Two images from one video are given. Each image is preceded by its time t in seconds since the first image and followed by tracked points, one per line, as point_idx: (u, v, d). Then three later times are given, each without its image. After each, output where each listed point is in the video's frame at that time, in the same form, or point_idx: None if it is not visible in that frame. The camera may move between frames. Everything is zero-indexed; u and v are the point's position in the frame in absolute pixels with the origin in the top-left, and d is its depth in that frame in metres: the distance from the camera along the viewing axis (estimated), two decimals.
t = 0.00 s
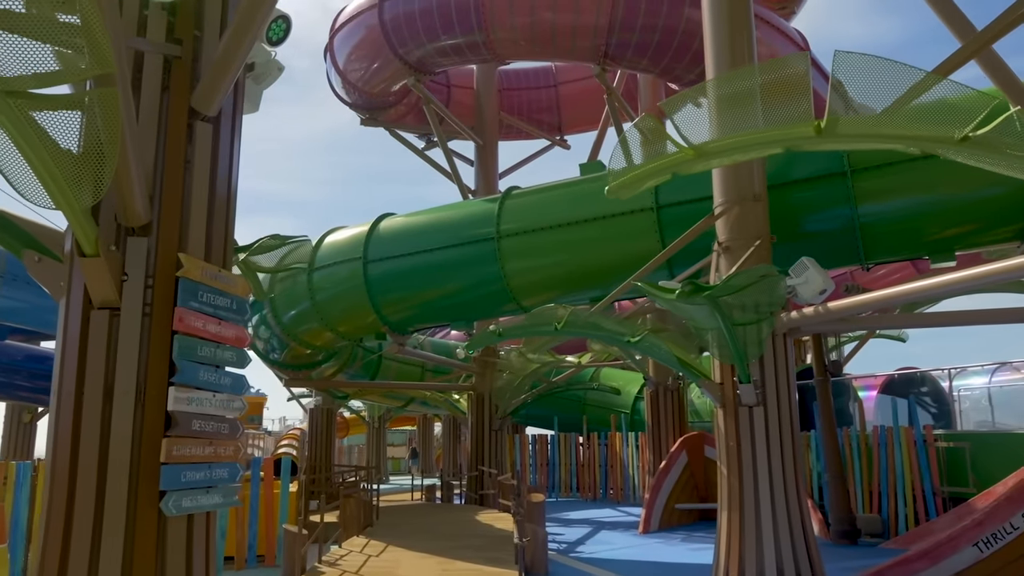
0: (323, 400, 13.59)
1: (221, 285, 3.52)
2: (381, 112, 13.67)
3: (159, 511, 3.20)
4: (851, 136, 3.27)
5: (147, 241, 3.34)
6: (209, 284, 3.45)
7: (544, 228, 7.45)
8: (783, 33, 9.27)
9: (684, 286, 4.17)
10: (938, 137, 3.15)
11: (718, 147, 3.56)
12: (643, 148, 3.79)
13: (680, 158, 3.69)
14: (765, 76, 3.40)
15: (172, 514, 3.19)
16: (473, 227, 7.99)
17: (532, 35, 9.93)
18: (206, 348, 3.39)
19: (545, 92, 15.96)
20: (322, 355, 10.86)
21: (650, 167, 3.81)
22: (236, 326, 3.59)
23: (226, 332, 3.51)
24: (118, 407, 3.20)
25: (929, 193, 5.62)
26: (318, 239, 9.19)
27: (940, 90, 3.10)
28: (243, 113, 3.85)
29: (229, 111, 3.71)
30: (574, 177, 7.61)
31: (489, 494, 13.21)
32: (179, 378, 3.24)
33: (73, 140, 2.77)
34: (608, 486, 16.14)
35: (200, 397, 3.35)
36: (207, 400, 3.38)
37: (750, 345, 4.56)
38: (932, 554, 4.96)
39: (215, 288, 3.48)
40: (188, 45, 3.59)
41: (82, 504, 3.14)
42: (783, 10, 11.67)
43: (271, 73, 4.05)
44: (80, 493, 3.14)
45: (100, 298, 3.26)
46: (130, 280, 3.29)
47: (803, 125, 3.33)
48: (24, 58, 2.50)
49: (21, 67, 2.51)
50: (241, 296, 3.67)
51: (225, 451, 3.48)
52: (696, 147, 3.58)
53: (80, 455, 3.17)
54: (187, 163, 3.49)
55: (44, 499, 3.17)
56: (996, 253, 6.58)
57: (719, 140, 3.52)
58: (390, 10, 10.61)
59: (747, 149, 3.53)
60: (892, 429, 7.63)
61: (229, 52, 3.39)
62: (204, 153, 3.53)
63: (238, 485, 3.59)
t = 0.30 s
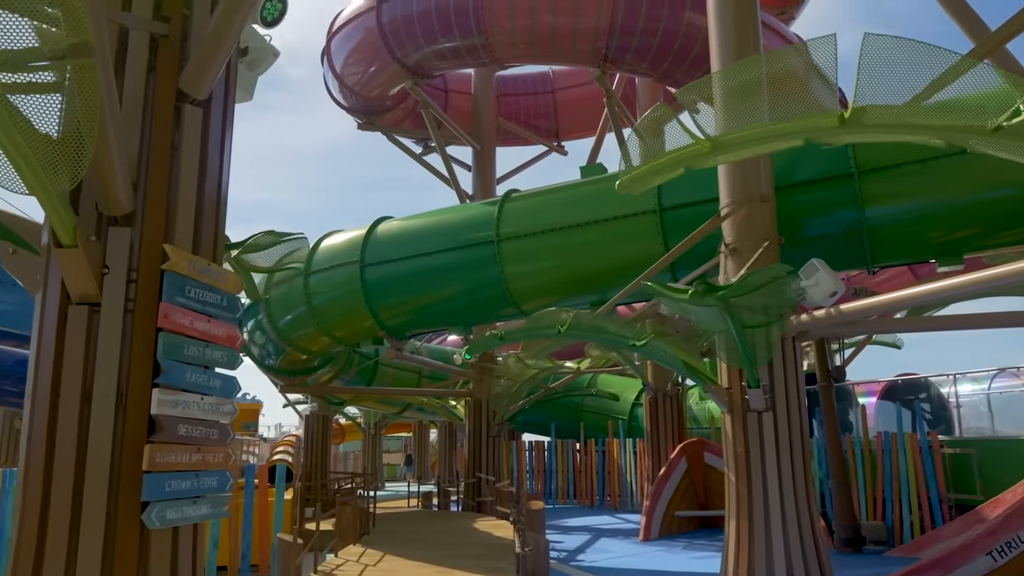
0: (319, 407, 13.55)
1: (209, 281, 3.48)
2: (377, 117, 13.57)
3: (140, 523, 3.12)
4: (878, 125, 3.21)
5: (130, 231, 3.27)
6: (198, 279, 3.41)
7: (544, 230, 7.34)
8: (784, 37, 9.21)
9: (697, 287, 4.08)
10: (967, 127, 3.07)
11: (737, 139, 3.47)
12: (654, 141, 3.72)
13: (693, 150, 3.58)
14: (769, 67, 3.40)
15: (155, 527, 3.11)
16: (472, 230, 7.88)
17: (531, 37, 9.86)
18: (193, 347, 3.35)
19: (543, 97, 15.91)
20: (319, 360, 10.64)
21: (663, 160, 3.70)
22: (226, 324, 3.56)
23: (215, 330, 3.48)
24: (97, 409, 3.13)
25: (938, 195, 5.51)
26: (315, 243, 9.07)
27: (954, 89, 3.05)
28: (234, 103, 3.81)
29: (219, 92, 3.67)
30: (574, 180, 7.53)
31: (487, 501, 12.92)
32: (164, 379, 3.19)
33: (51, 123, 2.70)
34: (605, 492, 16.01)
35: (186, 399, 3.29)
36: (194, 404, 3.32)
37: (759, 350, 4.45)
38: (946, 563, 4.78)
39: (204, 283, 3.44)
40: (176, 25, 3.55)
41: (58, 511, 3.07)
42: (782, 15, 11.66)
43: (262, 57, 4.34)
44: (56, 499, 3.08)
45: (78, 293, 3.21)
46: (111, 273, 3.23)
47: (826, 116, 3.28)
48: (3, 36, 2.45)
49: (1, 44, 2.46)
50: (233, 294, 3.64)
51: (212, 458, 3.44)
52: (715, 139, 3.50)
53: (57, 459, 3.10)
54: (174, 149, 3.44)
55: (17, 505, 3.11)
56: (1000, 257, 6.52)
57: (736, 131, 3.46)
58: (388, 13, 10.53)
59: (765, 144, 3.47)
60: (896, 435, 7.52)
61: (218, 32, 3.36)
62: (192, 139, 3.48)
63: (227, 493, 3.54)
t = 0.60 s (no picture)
0: (311, 406, 13.39)
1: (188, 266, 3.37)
2: (369, 114, 13.40)
3: (111, 528, 2.99)
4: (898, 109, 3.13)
5: (103, 210, 3.16)
6: (178, 264, 3.30)
7: (539, 227, 7.23)
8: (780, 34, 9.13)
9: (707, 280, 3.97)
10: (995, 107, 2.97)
11: (745, 124, 3.48)
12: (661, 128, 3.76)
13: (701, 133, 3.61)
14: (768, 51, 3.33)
15: (127, 533, 2.98)
16: (466, 227, 7.75)
17: (526, 33, 9.74)
18: (171, 337, 3.23)
19: (536, 97, 15.81)
20: (309, 359, 10.56)
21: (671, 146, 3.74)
22: (210, 315, 3.45)
23: (197, 320, 3.36)
24: (65, 401, 3.00)
25: (941, 190, 5.43)
26: (305, 240, 8.92)
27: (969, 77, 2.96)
28: (215, 82, 3.73)
29: (203, 65, 3.63)
30: (568, 176, 7.42)
31: (479, 501, 12.83)
32: (138, 372, 3.06)
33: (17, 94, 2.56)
34: (598, 493, 15.92)
35: (162, 394, 3.17)
36: (170, 398, 3.20)
37: (763, 346, 4.33)
38: (952, 565, 4.67)
39: (183, 268, 3.33)
40: None
41: (22, 510, 2.93)
42: (777, 13, 11.59)
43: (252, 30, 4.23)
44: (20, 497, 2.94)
45: (46, 277, 3.07)
46: (81, 256, 3.10)
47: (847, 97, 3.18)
48: None
49: None
50: (216, 281, 3.54)
51: (192, 458, 3.30)
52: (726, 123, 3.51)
53: (21, 454, 2.96)
54: (152, 123, 3.34)
55: None
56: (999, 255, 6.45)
57: (748, 114, 3.42)
58: (381, 8, 10.39)
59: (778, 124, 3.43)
60: (896, 435, 7.44)
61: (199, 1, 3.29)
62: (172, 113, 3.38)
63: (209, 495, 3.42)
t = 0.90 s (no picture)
0: (299, 406, 13.19)
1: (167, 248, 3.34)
2: (359, 111, 13.20)
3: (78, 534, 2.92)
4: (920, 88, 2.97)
5: (72, 185, 3.14)
6: (154, 246, 3.26)
7: (533, 223, 7.11)
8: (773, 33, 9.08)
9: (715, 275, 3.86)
10: None
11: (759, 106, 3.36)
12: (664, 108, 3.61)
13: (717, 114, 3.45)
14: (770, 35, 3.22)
15: (96, 543, 2.91)
16: (458, 224, 7.60)
17: (518, 28, 9.61)
18: (147, 326, 3.17)
19: (527, 95, 15.71)
20: (298, 358, 10.41)
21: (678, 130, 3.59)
22: (190, 304, 3.44)
23: (178, 311, 3.36)
24: (29, 392, 2.95)
25: (944, 185, 5.34)
26: (294, 237, 8.76)
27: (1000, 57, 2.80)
28: (197, 56, 3.76)
29: (184, 34, 3.66)
30: (562, 171, 7.31)
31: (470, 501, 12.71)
32: (111, 364, 2.99)
33: None
34: (588, 492, 15.82)
35: (136, 389, 3.10)
36: (146, 395, 3.15)
37: (768, 345, 4.19)
38: (960, 567, 4.60)
39: (160, 251, 3.29)
40: None
41: None
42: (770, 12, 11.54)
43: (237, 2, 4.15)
44: None
45: (10, 259, 3.03)
46: (47, 235, 3.07)
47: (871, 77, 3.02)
48: None
49: None
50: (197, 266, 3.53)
51: (167, 459, 3.25)
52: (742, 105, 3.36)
53: None
54: (127, 96, 3.33)
55: None
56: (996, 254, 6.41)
57: (761, 97, 3.32)
58: (372, 3, 10.24)
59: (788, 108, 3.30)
60: (893, 435, 7.40)
61: None
62: (149, 82, 3.38)
63: (190, 497, 3.40)
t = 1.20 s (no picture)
0: (296, 406, 13.04)
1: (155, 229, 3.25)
2: (358, 108, 13.06)
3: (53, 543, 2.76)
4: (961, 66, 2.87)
5: (50, 156, 2.98)
6: (141, 226, 3.16)
7: (535, 219, 6.98)
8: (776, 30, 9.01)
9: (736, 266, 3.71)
10: None
11: (790, 83, 3.22)
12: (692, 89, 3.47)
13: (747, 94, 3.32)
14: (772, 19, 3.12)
15: (74, 552, 2.75)
16: (459, 219, 7.47)
17: (520, 23, 9.49)
18: (130, 312, 3.04)
19: (526, 94, 15.59)
20: (295, 357, 10.26)
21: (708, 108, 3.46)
22: (181, 289, 3.32)
23: (167, 295, 3.24)
24: None
25: (951, 181, 5.27)
26: (292, 233, 8.62)
27: None
28: (188, 39, 3.61)
29: (174, 14, 3.49)
30: (565, 166, 7.19)
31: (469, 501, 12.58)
32: (90, 353, 2.87)
33: None
34: (587, 492, 15.71)
35: (118, 382, 2.96)
36: (130, 388, 3.00)
37: (784, 342, 4.07)
38: (976, 571, 4.49)
39: (146, 230, 3.18)
40: None
41: None
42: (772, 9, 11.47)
43: None
44: None
45: None
46: (20, 208, 2.90)
47: (912, 50, 2.93)
48: None
49: None
50: (187, 247, 3.44)
51: (151, 462, 3.11)
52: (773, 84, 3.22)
53: None
54: (111, 62, 3.22)
55: None
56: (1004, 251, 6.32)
57: (790, 74, 3.19)
58: None
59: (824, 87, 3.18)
60: (901, 435, 7.30)
61: None
62: (134, 48, 3.27)
63: (180, 500, 3.26)
